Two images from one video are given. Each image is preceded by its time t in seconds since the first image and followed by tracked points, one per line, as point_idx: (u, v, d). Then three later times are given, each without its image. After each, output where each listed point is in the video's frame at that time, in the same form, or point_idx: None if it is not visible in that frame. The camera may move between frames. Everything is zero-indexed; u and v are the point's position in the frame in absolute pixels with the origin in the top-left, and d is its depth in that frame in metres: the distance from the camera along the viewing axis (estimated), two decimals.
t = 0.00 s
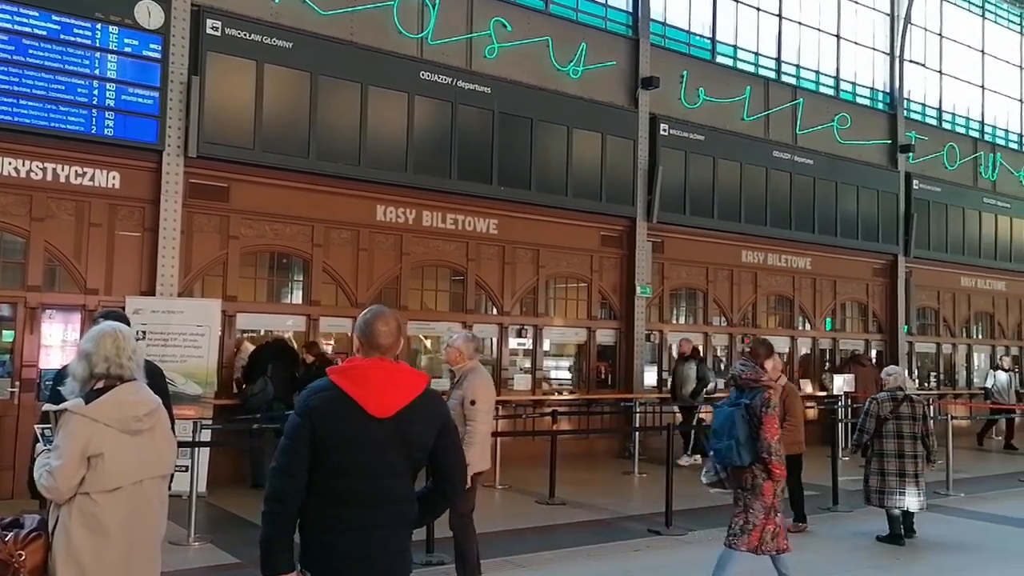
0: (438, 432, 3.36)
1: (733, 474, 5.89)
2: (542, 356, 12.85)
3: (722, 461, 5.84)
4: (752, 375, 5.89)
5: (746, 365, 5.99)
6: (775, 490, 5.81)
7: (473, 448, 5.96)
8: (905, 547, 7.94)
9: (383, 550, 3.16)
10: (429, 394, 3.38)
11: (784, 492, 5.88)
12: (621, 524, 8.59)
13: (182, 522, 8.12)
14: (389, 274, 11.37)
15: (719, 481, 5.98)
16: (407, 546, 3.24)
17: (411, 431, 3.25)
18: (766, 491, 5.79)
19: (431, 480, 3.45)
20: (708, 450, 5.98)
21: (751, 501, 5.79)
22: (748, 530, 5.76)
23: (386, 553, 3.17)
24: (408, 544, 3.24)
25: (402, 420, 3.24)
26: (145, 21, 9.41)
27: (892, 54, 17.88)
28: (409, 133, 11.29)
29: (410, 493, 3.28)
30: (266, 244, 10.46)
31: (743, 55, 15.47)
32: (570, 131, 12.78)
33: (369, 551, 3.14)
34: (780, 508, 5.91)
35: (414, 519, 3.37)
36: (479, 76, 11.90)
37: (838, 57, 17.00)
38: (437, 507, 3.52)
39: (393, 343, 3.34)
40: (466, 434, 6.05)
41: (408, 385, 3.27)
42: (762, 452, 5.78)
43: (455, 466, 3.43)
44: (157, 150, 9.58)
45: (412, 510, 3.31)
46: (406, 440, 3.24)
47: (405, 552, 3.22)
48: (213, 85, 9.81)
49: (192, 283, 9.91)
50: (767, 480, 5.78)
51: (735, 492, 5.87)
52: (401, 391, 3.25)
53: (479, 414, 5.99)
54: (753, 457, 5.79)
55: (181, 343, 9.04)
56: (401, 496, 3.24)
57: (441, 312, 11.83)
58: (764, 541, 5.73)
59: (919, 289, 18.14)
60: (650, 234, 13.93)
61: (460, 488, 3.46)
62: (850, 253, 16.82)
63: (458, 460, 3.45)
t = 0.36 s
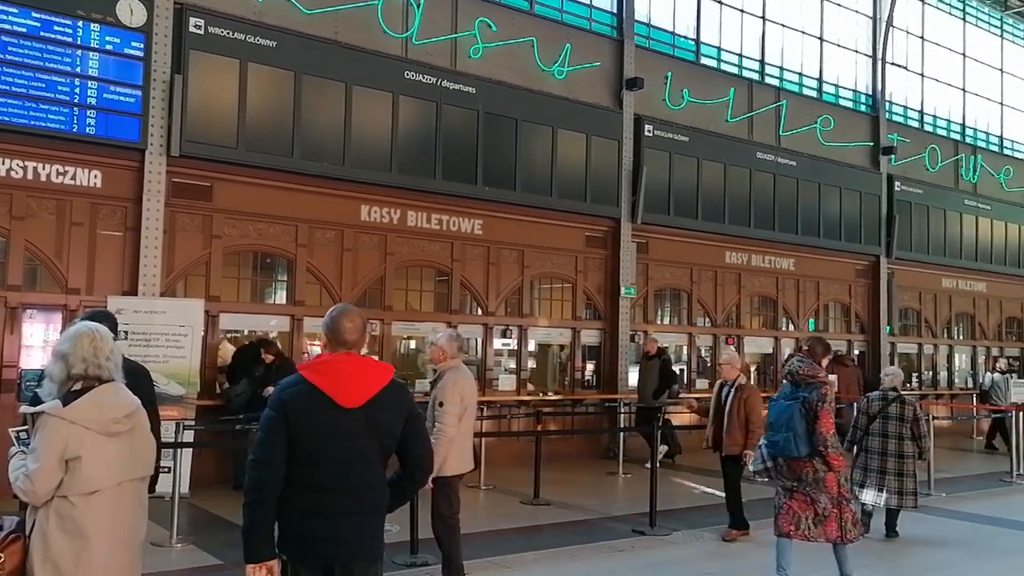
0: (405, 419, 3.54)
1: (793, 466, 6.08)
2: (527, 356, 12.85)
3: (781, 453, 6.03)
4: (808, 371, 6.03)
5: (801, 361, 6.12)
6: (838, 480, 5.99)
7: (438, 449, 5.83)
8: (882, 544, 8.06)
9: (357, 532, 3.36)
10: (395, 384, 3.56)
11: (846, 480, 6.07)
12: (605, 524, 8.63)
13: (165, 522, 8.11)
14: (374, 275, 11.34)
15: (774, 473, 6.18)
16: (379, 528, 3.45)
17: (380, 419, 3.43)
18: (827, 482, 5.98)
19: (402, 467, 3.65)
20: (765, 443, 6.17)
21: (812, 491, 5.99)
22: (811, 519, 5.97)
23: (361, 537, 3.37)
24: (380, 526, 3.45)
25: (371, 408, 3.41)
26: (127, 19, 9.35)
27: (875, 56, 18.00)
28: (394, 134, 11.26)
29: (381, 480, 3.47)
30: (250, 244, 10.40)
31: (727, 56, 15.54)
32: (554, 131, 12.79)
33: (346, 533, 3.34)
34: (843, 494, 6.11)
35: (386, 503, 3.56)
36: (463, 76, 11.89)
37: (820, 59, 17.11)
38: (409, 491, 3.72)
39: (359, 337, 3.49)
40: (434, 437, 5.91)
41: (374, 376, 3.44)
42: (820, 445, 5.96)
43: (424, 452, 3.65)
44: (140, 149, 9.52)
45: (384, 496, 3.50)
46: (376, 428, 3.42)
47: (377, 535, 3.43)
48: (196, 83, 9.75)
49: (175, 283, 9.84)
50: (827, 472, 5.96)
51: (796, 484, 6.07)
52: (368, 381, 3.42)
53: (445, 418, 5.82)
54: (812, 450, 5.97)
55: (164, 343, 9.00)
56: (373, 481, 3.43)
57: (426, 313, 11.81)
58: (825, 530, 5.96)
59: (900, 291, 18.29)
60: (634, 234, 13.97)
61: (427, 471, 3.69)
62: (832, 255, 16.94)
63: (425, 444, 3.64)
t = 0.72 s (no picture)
0: (389, 415, 3.60)
1: (842, 463, 6.28)
2: (515, 357, 12.86)
3: (832, 452, 6.23)
4: (856, 372, 6.26)
5: (848, 363, 6.35)
6: (885, 476, 6.19)
7: (422, 453, 5.81)
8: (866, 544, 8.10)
9: (345, 528, 3.39)
10: (380, 383, 3.63)
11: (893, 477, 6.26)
12: (593, 525, 8.61)
13: (149, 524, 8.06)
14: (361, 276, 11.31)
15: (827, 471, 6.37)
16: (365, 524, 3.49)
17: (365, 416, 3.48)
18: (875, 478, 6.17)
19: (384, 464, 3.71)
20: (814, 442, 6.36)
21: (862, 488, 6.17)
22: (861, 514, 6.15)
23: (347, 533, 3.39)
24: (366, 522, 3.49)
25: (357, 405, 3.47)
26: (112, 18, 9.29)
27: (861, 59, 18.07)
28: (381, 136, 11.24)
29: (367, 476, 3.51)
30: (236, 245, 10.36)
31: (714, 59, 15.60)
32: (542, 133, 12.81)
33: (331, 529, 3.36)
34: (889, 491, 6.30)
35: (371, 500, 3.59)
36: (451, 78, 11.88)
37: (807, 62, 17.18)
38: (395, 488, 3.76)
39: (344, 335, 3.54)
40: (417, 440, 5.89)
41: (361, 373, 3.49)
42: (869, 442, 6.16)
43: (407, 450, 3.73)
44: (125, 149, 9.46)
45: (369, 492, 3.53)
46: (362, 425, 3.48)
47: (364, 531, 3.47)
48: (181, 83, 9.70)
49: (160, 284, 9.80)
50: (875, 468, 6.14)
51: (845, 481, 6.26)
52: (355, 378, 3.46)
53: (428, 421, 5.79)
54: (862, 447, 6.16)
55: (149, 344, 8.95)
56: (360, 478, 3.47)
57: (413, 314, 11.79)
58: (875, 523, 6.13)
59: (886, 292, 18.39)
60: (622, 236, 14.00)
61: (411, 468, 3.77)
62: (819, 256, 17.01)
63: (408, 441, 3.71)
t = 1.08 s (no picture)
0: (379, 411, 3.86)
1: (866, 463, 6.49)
2: (491, 355, 12.84)
3: (859, 451, 6.44)
4: (881, 375, 6.50)
5: (875, 366, 6.57)
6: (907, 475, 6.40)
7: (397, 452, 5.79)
8: (837, 538, 8.26)
9: (333, 514, 3.63)
10: (370, 382, 3.88)
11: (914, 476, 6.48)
12: (569, 522, 8.67)
13: (121, 525, 7.98)
14: (336, 274, 11.26)
15: (852, 469, 6.55)
16: (352, 512, 3.72)
17: (357, 412, 3.72)
18: (898, 476, 6.37)
19: (370, 456, 3.94)
20: (845, 443, 6.60)
21: (884, 486, 6.37)
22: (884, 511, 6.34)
23: (334, 520, 3.63)
24: (352, 510, 3.72)
25: (351, 402, 3.71)
26: (83, 13, 9.19)
27: (834, 59, 18.22)
28: (358, 134, 11.20)
29: (355, 467, 3.72)
30: (211, 243, 10.27)
31: (690, 58, 15.69)
32: (519, 131, 12.81)
33: (319, 516, 3.59)
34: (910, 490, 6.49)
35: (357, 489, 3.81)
36: (427, 75, 11.85)
37: (781, 62, 17.31)
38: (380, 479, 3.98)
39: (339, 337, 3.78)
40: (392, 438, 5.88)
41: (354, 371, 3.73)
42: (895, 442, 6.38)
43: (393, 443, 3.98)
44: (97, 146, 9.36)
45: (355, 483, 3.74)
46: (355, 421, 3.72)
47: (348, 518, 3.70)
48: (155, 78, 9.60)
49: (133, 282, 9.69)
50: (900, 467, 6.35)
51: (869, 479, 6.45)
52: (349, 376, 3.70)
53: (403, 420, 5.79)
54: (887, 447, 6.38)
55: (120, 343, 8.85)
56: (348, 468, 3.68)
57: (389, 312, 11.75)
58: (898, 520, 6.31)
59: (859, 290, 18.60)
60: (598, 234, 14.03)
61: (395, 463, 3.99)
62: (793, 255, 17.17)
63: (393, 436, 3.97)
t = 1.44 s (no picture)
0: (366, 410, 3.85)
1: (891, 457, 6.85)
2: (473, 356, 12.83)
3: (884, 445, 6.78)
4: (908, 375, 6.86)
5: (902, 367, 6.93)
6: (931, 470, 6.78)
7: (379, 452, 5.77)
8: (817, 536, 8.32)
9: (319, 510, 3.62)
10: (358, 380, 3.88)
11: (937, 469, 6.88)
12: (552, 522, 8.67)
13: (99, 526, 7.90)
14: (318, 274, 11.21)
15: (875, 463, 6.93)
16: (337, 507, 3.71)
17: (347, 409, 3.72)
18: (923, 470, 6.75)
19: (355, 453, 3.94)
20: (867, 436, 6.93)
21: (910, 479, 6.76)
22: (908, 501, 6.74)
23: (320, 515, 3.62)
24: (338, 505, 3.71)
25: (341, 399, 3.70)
26: (61, 10, 9.10)
27: (815, 62, 18.34)
28: (341, 133, 11.17)
29: (341, 463, 3.72)
30: (192, 242, 10.20)
31: (672, 59, 15.76)
32: (501, 131, 12.81)
33: (307, 509, 3.59)
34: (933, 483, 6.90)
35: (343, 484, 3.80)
36: (410, 75, 11.83)
37: (762, 64, 17.42)
38: (365, 476, 3.98)
39: (330, 337, 3.78)
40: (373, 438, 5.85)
41: (346, 370, 3.74)
42: (920, 440, 6.73)
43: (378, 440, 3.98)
44: (76, 144, 9.27)
45: (340, 479, 3.74)
46: (345, 418, 3.71)
47: (333, 514, 3.69)
48: (135, 76, 9.52)
49: (112, 281, 9.61)
50: (924, 462, 6.74)
51: (895, 473, 6.83)
52: (341, 374, 3.71)
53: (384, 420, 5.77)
54: (913, 443, 6.74)
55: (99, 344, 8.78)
56: (335, 463, 3.67)
57: (371, 312, 11.72)
58: (923, 511, 6.71)
59: (838, 291, 18.75)
60: (580, 234, 14.06)
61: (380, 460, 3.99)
62: (774, 255, 17.28)
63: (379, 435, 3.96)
